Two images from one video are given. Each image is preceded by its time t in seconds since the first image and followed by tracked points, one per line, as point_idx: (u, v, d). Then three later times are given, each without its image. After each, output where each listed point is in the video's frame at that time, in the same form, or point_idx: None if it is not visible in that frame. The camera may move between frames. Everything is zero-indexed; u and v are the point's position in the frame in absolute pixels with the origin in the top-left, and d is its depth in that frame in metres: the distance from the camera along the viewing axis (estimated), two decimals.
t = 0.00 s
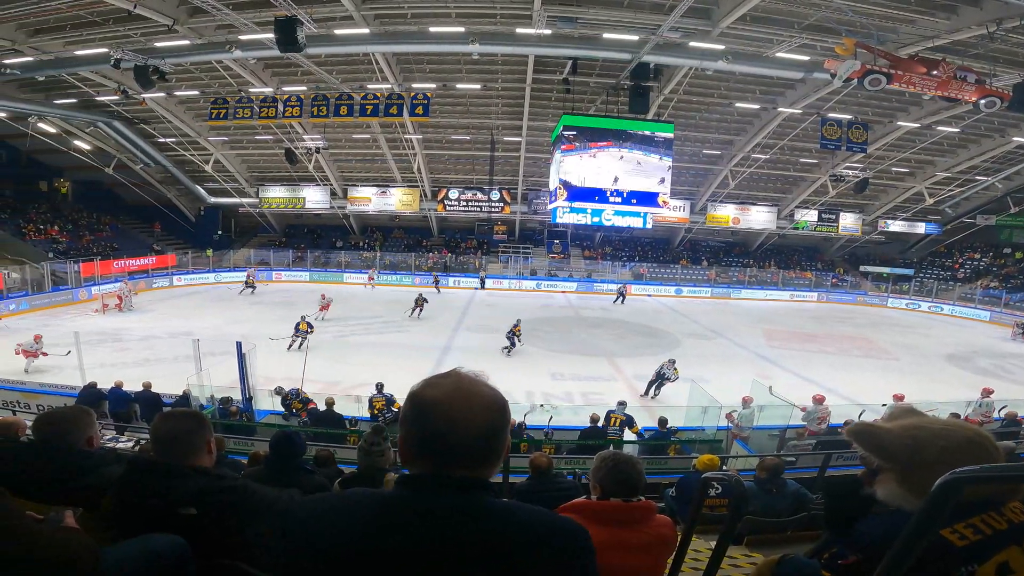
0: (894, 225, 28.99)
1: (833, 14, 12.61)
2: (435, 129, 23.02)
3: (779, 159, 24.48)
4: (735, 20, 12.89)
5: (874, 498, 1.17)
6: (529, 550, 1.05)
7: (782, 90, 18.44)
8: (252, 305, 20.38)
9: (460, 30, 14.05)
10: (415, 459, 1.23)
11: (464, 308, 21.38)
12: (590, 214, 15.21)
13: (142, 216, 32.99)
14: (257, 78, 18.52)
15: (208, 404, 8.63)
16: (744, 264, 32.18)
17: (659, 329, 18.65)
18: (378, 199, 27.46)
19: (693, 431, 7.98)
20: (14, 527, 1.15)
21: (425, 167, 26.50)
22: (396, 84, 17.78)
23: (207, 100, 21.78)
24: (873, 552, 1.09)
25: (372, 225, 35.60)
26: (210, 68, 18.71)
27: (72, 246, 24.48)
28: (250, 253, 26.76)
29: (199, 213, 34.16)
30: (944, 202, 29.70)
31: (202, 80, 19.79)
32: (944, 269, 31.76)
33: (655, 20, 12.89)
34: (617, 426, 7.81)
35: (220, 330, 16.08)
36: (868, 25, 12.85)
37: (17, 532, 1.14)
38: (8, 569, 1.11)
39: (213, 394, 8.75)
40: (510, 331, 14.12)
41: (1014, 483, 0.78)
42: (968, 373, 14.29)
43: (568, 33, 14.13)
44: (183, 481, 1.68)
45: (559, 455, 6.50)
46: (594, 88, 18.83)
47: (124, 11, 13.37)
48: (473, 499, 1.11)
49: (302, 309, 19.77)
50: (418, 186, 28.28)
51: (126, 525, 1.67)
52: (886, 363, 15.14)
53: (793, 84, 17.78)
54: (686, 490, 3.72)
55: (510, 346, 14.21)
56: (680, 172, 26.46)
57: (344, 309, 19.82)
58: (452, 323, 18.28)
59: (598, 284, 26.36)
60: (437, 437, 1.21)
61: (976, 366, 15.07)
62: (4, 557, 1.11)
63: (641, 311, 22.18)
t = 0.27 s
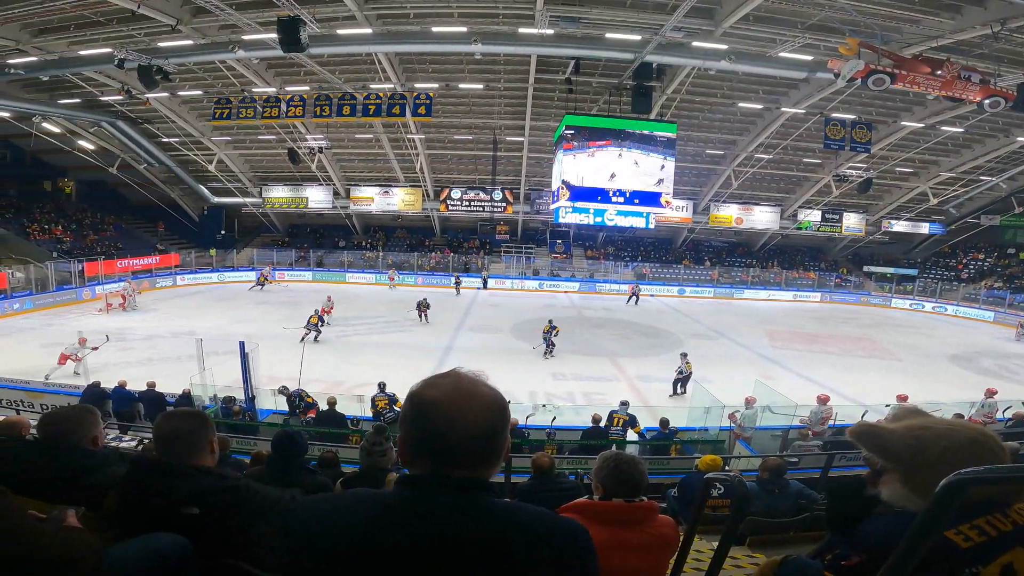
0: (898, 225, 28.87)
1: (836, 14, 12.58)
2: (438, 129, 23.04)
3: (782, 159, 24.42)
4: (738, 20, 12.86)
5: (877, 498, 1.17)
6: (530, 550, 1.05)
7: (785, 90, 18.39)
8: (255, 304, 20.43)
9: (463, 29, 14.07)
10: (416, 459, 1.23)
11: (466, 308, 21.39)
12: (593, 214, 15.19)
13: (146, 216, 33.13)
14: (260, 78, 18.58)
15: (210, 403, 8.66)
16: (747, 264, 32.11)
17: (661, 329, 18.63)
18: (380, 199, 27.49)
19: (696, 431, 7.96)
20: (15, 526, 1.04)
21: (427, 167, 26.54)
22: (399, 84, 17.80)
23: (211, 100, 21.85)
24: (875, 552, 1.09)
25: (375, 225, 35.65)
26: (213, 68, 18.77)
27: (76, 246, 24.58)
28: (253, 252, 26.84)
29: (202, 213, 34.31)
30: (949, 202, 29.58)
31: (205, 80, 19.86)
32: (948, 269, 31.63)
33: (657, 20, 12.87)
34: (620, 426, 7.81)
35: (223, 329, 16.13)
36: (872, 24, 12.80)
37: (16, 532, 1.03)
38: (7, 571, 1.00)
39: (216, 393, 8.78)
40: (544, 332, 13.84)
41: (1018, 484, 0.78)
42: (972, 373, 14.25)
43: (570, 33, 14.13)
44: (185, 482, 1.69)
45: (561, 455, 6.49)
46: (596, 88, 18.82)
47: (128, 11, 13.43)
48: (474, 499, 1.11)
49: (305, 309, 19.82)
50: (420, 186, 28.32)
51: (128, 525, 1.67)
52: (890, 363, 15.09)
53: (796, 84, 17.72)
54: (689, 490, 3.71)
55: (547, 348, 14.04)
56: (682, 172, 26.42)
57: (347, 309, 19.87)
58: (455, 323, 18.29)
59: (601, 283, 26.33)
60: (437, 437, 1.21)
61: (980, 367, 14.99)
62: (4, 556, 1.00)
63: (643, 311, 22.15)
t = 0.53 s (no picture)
0: (901, 225, 28.77)
1: (839, 14, 12.55)
2: (439, 129, 23.05)
3: (785, 158, 24.35)
4: (740, 19, 12.81)
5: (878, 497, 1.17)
6: (531, 551, 1.06)
7: (788, 89, 18.33)
8: (257, 304, 20.46)
9: (465, 29, 14.07)
10: (418, 459, 1.24)
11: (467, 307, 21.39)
12: (595, 213, 15.18)
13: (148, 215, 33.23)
14: (262, 78, 18.61)
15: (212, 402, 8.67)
16: (749, 264, 32.05)
17: (663, 328, 18.61)
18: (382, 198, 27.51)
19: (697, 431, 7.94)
20: (18, 524, 1.04)
21: (429, 167, 26.56)
22: (401, 84, 17.80)
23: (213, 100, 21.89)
24: (878, 551, 1.09)
25: (377, 224, 35.70)
26: (216, 68, 18.81)
27: (79, 245, 24.66)
28: (256, 252, 26.89)
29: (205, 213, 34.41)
30: (952, 202, 29.48)
31: (208, 80, 19.91)
32: (951, 269, 31.55)
33: (660, 20, 12.84)
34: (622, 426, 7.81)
35: (225, 328, 16.17)
36: (874, 24, 12.76)
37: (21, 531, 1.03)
38: (6, 571, 0.99)
39: (218, 392, 8.79)
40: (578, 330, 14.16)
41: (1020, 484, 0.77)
42: (975, 373, 14.21)
43: (572, 32, 14.10)
44: (188, 481, 1.70)
45: (563, 455, 6.48)
46: (598, 88, 18.79)
47: (130, 11, 13.44)
48: (475, 499, 1.11)
49: (307, 308, 19.83)
50: (422, 186, 28.33)
51: (131, 523, 1.68)
52: (892, 363, 15.05)
53: (798, 83, 17.68)
54: (690, 491, 3.71)
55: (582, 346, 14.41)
56: (685, 172, 26.37)
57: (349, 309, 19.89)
58: (456, 322, 18.30)
59: (603, 283, 26.29)
60: (438, 437, 1.22)
61: (984, 367, 14.93)
62: (4, 557, 1.00)
63: (645, 310, 22.14)
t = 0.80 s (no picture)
0: (902, 224, 28.73)
1: (840, 13, 12.52)
2: (440, 128, 23.04)
3: (786, 157, 24.30)
4: (741, 18, 12.78)
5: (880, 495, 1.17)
6: (530, 550, 1.05)
7: (789, 88, 18.29)
8: (257, 303, 20.46)
9: (465, 28, 14.05)
10: (417, 458, 1.24)
11: (468, 306, 21.39)
12: (595, 213, 15.15)
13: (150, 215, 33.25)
14: (263, 77, 18.60)
15: (214, 402, 8.68)
16: (750, 263, 32.03)
17: (664, 328, 18.60)
18: (383, 197, 27.53)
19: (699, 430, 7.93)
20: (20, 523, 1.06)
21: (430, 166, 26.56)
22: (402, 83, 17.79)
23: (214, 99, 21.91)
24: (879, 549, 1.09)
25: (378, 224, 35.70)
26: (217, 68, 18.81)
27: (80, 245, 24.70)
28: (257, 251, 26.91)
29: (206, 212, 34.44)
30: (953, 201, 29.42)
31: (208, 79, 19.91)
32: (953, 268, 31.48)
33: (661, 19, 12.83)
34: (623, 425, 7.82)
35: (226, 328, 16.17)
36: (875, 23, 12.73)
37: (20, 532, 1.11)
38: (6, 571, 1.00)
39: (219, 392, 8.80)
40: (601, 326, 14.73)
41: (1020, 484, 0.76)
42: (975, 373, 14.19)
43: (573, 31, 14.07)
44: (189, 481, 1.71)
45: (563, 454, 6.48)
46: (599, 87, 18.77)
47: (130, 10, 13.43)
48: (472, 498, 1.11)
49: (308, 308, 19.85)
50: (423, 185, 28.32)
51: (132, 523, 1.68)
52: (894, 362, 15.03)
53: (799, 82, 17.65)
54: (691, 491, 3.73)
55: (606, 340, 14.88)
56: (686, 171, 26.32)
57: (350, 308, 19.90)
58: (457, 322, 18.32)
59: (603, 282, 26.29)
60: (436, 436, 1.22)
61: (985, 366, 14.92)
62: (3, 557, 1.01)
63: (646, 310, 22.13)
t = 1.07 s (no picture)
0: (903, 223, 28.72)
1: (839, 12, 12.52)
2: (440, 128, 23.04)
3: (786, 156, 24.28)
4: (741, 18, 12.76)
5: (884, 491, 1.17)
6: (527, 550, 1.05)
7: (790, 87, 18.26)
8: (258, 303, 20.46)
9: (465, 28, 14.02)
10: (413, 457, 1.24)
11: (469, 306, 21.39)
12: (596, 212, 15.13)
13: (150, 214, 33.25)
14: (263, 76, 18.59)
15: (214, 401, 8.69)
16: (751, 262, 32.00)
17: (664, 327, 18.59)
18: (383, 197, 27.55)
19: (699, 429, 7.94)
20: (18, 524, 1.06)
21: (430, 166, 26.56)
22: (402, 83, 17.77)
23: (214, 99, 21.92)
24: (880, 545, 1.08)
25: (378, 223, 35.70)
26: (217, 67, 18.80)
27: (81, 245, 24.71)
28: (257, 251, 26.90)
29: (206, 211, 34.43)
30: (954, 200, 29.39)
31: (209, 79, 19.91)
32: (954, 267, 31.45)
33: (661, 19, 12.81)
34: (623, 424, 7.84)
35: (226, 327, 16.17)
36: (876, 22, 12.69)
37: (22, 531, 1.13)
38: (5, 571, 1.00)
39: (219, 391, 8.80)
40: (619, 321, 15.65)
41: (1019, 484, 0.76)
42: (976, 372, 14.17)
43: (573, 31, 14.04)
44: (188, 480, 1.71)
45: (563, 453, 6.48)
46: (599, 86, 18.76)
47: (130, 9, 13.41)
48: (465, 497, 1.11)
49: (307, 307, 19.84)
50: (423, 184, 28.31)
51: (129, 522, 1.68)
52: (894, 361, 15.02)
53: (800, 82, 17.61)
54: (691, 490, 3.73)
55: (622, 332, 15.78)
56: (686, 170, 26.29)
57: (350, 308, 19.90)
58: (457, 321, 18.32)
59: (604, 282, 26.29)
60: (429, 436, 1.23)
61: (986, 366, 14.90)
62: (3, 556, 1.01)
63: (646, 309, 22.12)
